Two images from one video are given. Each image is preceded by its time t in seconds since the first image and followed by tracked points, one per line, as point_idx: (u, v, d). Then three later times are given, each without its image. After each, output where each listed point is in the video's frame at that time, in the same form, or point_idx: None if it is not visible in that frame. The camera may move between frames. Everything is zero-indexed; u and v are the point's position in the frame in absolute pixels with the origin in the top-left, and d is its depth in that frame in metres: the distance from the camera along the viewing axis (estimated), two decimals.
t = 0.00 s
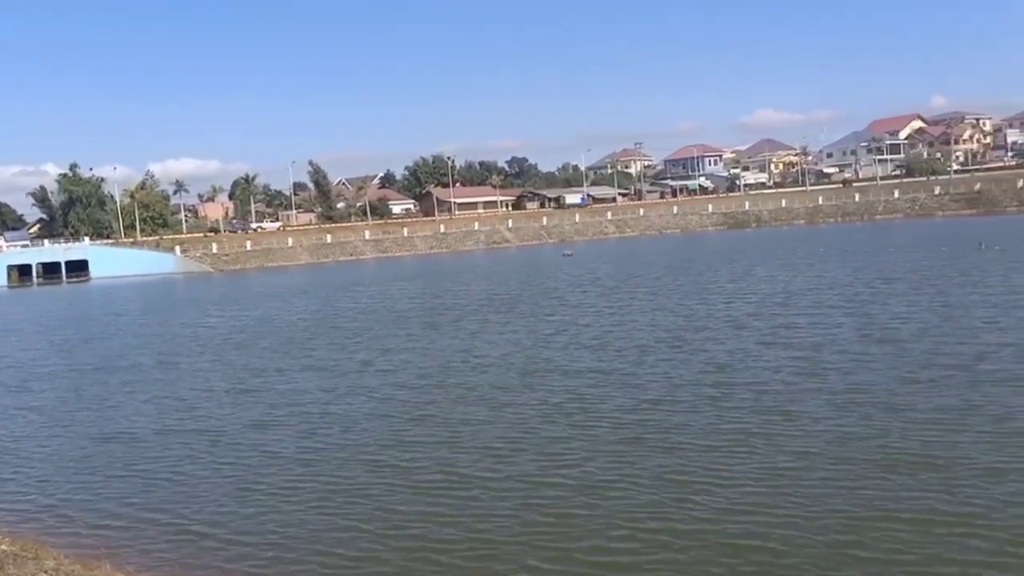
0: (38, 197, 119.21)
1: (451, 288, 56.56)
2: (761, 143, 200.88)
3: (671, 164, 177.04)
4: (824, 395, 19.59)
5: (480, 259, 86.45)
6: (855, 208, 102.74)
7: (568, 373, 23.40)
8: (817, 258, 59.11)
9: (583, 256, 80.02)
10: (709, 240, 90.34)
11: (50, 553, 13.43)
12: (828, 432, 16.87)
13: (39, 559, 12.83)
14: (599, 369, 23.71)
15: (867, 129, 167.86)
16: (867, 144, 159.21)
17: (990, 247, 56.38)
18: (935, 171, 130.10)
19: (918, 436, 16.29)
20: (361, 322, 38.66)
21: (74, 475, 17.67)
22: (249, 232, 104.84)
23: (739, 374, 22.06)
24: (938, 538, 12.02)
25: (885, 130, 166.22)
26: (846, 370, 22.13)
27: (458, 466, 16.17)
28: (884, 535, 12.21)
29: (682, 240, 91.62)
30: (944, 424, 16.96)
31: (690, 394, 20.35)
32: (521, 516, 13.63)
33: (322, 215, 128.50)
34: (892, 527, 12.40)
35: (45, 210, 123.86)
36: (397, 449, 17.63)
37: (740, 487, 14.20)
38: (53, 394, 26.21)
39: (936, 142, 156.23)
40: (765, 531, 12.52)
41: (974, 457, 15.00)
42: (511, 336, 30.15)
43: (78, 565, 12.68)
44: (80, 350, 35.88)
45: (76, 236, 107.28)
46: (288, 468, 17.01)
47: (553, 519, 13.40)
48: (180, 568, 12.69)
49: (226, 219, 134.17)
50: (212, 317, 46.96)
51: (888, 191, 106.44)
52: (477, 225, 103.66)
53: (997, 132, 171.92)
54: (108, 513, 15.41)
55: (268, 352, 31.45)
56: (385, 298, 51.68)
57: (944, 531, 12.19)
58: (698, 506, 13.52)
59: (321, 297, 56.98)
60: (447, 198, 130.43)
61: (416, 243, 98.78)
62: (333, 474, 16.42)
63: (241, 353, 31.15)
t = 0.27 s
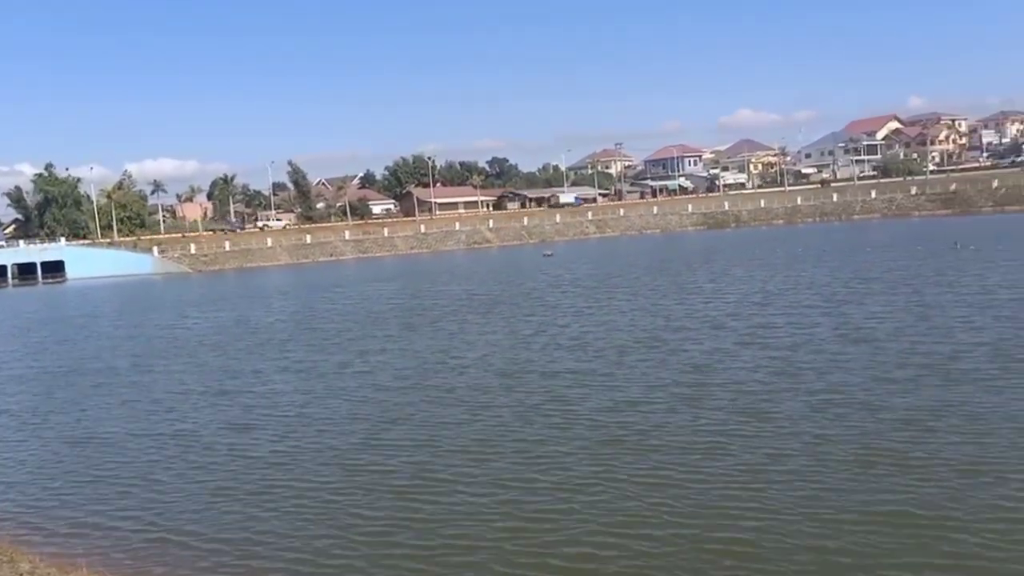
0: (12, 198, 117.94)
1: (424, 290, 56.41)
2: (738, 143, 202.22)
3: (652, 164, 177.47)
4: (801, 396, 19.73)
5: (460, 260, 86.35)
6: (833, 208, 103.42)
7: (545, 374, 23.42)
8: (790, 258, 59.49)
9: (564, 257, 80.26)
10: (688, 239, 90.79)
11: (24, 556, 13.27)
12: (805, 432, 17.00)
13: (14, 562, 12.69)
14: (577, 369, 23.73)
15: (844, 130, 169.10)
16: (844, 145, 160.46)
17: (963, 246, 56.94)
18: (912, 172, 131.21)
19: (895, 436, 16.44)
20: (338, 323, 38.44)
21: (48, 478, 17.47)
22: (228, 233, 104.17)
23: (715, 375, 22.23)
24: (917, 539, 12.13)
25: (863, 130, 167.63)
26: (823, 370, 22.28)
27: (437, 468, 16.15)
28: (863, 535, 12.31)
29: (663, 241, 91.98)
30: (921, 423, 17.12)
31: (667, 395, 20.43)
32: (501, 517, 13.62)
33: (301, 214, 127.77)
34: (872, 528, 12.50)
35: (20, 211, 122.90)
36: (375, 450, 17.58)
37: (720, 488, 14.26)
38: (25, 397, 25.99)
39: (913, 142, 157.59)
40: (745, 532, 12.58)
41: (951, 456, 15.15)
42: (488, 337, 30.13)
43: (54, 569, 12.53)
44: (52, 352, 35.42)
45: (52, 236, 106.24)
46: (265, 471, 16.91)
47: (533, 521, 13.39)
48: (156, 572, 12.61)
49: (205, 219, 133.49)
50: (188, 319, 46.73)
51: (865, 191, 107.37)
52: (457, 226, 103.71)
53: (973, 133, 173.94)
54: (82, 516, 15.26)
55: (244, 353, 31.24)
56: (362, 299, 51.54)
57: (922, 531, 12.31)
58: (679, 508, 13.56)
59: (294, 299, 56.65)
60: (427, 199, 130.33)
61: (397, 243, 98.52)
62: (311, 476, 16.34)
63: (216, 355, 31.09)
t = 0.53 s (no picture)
0: None
1: (408, 291, 56.16)
2: (723, 145, 203.15)
3: (639, 165, 177.65)
4: (783, 398, 19.76)
5: (446, 260, 86.17)
6: (818, 210, 103.82)
7: (529, 375, 23.36)
8: (773, 260, 59.65)
9: (551, 258, 80.35)
10: (675, 241, 91.10)
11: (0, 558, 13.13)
12: (788, 434, 16.99)
13: None
14: (560, 371, 23.69)
15: (829, 132, 169.98)
16: (829, 147, 161.34)
17: (945, 249, 57.26)
18: (897, 174, 131.85)
19: (878, 438, 16.45)
20: (322, 324, 38.23)
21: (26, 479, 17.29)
22: (213, 233, 103.71)
23: (696, 377, 22.31)
24: (901, 541, 12.13)
25: (848, 133, 168.60)
26: (807, 372, 22.31)
27: (420, 471, 16.05)
28: (848, 538, 12.29)
29: (649, 242, 92.07)
30: (903, 426, 17.17)
31: (651, 397, 20.40)
32: (484, 521, 13.53)
33: (288, 214, 127.29)
34: (856, 532, 12.49)
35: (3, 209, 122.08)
36: (357, 452, 17.48)
37: (704, 490, 14.23)
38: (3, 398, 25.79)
39: (897, 145, 158.49)
40: (729, 535, 12.56)
41: (934, 459, 15.17)
42: (471, 338, 30.05)
43: (30, 571, 12.37)
44: (32, 353, 35.10)
45: (36, 235, 105.49)
46: (246, 474, 16.78)
47: (516, 524, 13.32)
48: None
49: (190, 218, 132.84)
50: (171, 319, 46.58)
51: (850, 194, 107.88)
52: (444, 226, 103.59)
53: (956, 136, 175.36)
54: (60, 519, 15.11)
55: (226, 355, 31.04)
56: (346, 300, 51.44)
57: (907, 534, 12.30)
58: (663, 510, 13.52)
59: (277, 300, 56.28)
60: (414, 199, 130.07)
61: (383, 244, 98.20)
62: (293, 479, 16.22)
63: (198, 355, 31.02)
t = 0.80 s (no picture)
0: None
1: (389, 291, 55.89)
2: (705, 146, 203.88)
3: (621, 166, 177.96)
4: (760, 398, 19.83)
5: (428, 260, 85.99)
6: (799, 210, 104.38)
7: (509, 376, 23.28)
8: (753, 260, 59.82)
9: (534, 258, 80.38)
10: (657, 241, 91.33)
11: None
12: (766, 435, 17.03)
13: None
14: (540, 372, 23.62)
15: (809, 133, 170.93)
16: (809, 148, 162.23)
17: (923, 249, 57.66)
18: (876, 174, 132.73)
19: (857, 438, 16.47)
20: (301, 326, 37.99)
21: None
22: (193, 233, 103.05)
23: (675, 377, 22.34)
24: (880, 542, 12.12)
25: (827, 133, 169.64)
26: (787, 372, 22.34)
27: (399, 474, 15.93)
28: (827, 539, 12.28)
29: (631, 243, 92.16)
30: (882, 426, 17.21)
31: (631, 397, 20.36)
32: (463, 524, 13.44)
33: (268, 215, 126.48)
34: (836, 531, 12.48)
35: None
36: (336, 455, 17.33)
37: (684, 491, 14.20)
38: None
39: (877, 146, 159.56)
40: (709, 537, 12.51)
41: (913, 459, 15.20)
42: (451, 339, 29.93)
43: None
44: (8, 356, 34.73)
45: (14, 237, 104.40)
46: (222, 478, 16.61)
47: (495, 527, 13.23)
48: None
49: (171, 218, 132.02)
50: (149, 320, 46.30)
51: (830, 194, 108.51)
52: (426, 227, 103.42)
53: (935, 137, 176.91)
54: (32, 525, 14.90)
55: (204, 356, 30.80)
56: (327, 301, 51.32)
57: (886, 534, 12.30)
58: (642, 512, 13.47)
59: (258, 301, 55.91)
60: (397, 199, 129.76)
61: (365, 244, 97.83)
62: (270, 483, 16.06)
63: (175, 358, 30.83)
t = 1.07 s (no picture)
0: None
1: (374, 292, 55.71)
2: (691, 149, 204.37)
3: (608, 168, 178.16)
4: (743, 400, 19.91)
5: (414, 262, 85.80)
6: (783, 214, 104.79)
7: (493, 379, 23.23)
8: (738, 263, 59.97)
9: (520, 260, 80.38)
10: (643, 243, 91.48)
11: None
12: (749, 437, 17.10)
13: None
14: (524, 375, 23.59)
15: (794, 137, 171.72)
16: (795, 151, 162.95)
17: (906, 252, 58.01)
18: (861, 178, 133.42)
19: (839, 441, 16.58)
20: (285, 327, 37.78)
21: None
22: (178, 234, 102.48)
23: (658, 380, 22.40)
24: (861, 545, 12.19)
25: (812, 137, 170.43)
26: (770, 376, 22.39)
27: (381, 477, 15.87)
28: (809, 543, 12.32)
29: (617, 245, 92.32)
30: (864, 429, 17.28)
31: (614, 400, 20.36)
32: (445, 529, 13.39)
33: (254, 215, 125.91)
34: (818, 535, 12.53)
35: None
36: (318, 458, 17.24)
37: (666, 495, 14.21)
38: None
39: (861, 149, 160.42)
40: (690, 542, 12.52)
41: (894, 463, 15.27)
42: (435, 341, 29.87)
43: None
44: None
45: None
46: (202, 481, 16.50)
47: (478, 532, 13.19)
48: None
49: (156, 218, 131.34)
50: (131, 320, 46.01)
51: (815, 197, 109.01)
52: (413, 228, 103.25)
53: (919, 142, 178.01)
54: (12, 526, 14.80)
55: (186, 358, 30.60)
56: (311, 302, 51.16)
57: (867, 538, 12.34)
58: (624, 516, 13.46)
59: (241, 302, 55.60)
60: (383, 200, 129.47)
61: (351, 245, 97.51)
62: (250, 486, 15.96)
63: (157, 359, 30.65)
